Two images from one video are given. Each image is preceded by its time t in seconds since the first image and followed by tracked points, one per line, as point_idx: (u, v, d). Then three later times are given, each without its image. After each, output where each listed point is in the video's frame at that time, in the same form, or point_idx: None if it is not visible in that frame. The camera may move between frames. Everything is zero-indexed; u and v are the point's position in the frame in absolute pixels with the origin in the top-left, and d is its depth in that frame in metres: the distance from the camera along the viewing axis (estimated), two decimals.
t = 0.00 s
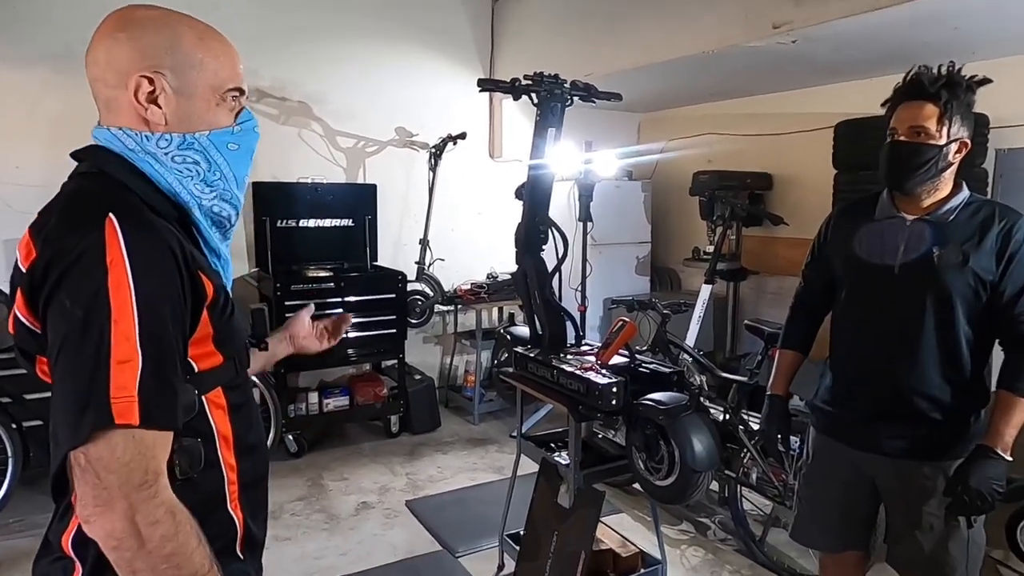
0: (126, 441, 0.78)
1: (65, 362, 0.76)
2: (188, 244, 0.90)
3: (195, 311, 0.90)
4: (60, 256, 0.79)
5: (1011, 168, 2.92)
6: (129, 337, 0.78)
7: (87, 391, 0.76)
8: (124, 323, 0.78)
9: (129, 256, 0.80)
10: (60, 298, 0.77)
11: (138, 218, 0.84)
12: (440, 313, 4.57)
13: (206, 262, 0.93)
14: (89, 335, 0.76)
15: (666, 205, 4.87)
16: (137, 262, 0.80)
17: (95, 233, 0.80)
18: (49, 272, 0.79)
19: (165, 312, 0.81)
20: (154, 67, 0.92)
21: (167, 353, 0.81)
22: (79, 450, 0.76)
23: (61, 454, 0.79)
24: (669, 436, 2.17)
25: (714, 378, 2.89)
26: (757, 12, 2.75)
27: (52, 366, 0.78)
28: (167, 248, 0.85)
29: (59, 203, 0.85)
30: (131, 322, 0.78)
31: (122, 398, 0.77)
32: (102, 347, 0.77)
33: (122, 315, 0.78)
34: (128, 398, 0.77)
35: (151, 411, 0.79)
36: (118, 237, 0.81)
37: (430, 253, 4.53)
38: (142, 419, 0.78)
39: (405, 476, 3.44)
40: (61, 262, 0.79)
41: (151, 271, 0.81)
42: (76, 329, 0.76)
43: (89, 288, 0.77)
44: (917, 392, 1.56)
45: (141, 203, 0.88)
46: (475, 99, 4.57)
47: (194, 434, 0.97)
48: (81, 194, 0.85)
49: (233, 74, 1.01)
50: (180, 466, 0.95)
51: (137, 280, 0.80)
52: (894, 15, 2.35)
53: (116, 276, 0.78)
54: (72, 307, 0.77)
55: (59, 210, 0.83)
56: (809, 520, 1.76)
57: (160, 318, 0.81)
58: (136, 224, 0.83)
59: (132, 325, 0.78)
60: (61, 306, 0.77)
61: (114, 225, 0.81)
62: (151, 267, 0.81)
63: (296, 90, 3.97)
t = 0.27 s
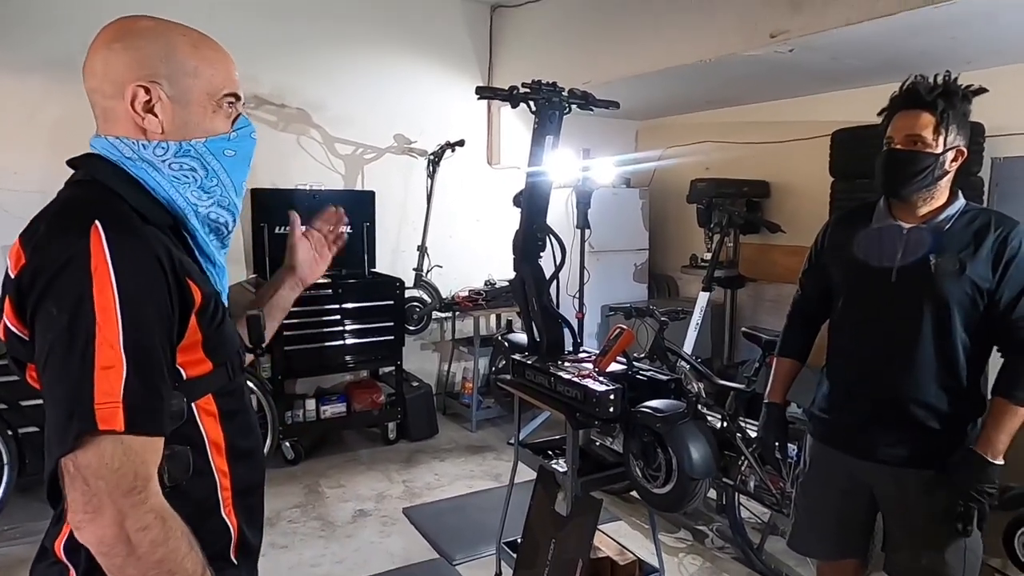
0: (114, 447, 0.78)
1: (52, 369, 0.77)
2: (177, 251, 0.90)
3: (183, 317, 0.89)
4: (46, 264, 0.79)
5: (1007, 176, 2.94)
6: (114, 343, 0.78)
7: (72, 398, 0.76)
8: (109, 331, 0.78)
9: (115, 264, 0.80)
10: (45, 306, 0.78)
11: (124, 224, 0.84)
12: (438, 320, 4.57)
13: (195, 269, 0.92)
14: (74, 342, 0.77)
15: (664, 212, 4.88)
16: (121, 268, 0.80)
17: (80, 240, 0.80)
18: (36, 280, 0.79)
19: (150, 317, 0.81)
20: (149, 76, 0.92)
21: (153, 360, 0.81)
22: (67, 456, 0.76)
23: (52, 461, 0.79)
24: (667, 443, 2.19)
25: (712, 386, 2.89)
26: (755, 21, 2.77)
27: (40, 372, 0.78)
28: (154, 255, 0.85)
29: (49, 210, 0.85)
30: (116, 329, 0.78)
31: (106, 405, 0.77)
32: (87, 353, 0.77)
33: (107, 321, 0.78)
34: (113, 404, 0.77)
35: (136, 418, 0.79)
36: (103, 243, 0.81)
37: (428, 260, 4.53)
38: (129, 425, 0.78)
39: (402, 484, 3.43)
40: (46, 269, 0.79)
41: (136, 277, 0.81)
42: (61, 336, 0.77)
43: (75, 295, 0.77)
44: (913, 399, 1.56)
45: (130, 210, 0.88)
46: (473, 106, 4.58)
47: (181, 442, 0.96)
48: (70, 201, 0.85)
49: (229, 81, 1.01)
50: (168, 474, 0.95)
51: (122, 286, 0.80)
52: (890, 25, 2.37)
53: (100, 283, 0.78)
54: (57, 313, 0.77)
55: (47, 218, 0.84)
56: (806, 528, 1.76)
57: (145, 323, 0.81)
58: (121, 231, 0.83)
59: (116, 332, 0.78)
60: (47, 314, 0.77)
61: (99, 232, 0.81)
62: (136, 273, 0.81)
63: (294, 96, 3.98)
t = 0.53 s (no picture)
0: (103, 467, 0.78)
1: (51, 386, 0.78)
2: (184, 267, 0.90)
3: (185, 334, 0.90)
4: (52, 279, 0.80)
5: (1008, 183, 2.94)
6: (114, 363, 0.79)
7: (68, 418, 0.77)
8: (108, 351, 0.78)
9: (118, 283, 0.80)
10: (49, 322, 0.79)
11: (131, 241, 0.85)
12: (440, 326, 4.57)
13: (202, 285, 0.92)
14: (74, 359, 0.77)
15: (666, 219, 4.89)
16: (125, 287, 0.81)
17: (86, 256, 0.81)
18: (42, 295, 0.80)
19: (150, 338, 0.82)
20: (166, 86, 0.94)
21: (152, 380, 0.82)
22: (59, 472, 0.77)
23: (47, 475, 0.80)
24: (669, 451, 2.20)
25: (714, 393, 2.88)
26: (755, 29, 2.78)
27: (41, 387, 0.79)
28: (158, 273, 0.85)
29: (58, 223, 0.86)
30: (115, 350, 0.79)
31: (101, 427, 0.77)
32: (86, 372, 0.78)
33: (107, 341, 0.78)
34: (108, 424, 0.78)
35: (131, 439, 0.79)
36: (108, 261, 0.81)
37: (430, 266, 4.54)
38: (122, 446, 0.79)
39: (404, 491, 3.43)
40: (52, 285, 0.79)
41: (139, 296, 0.82)
42: (62, 353, 0.77)
43: (77, 311, 0.78)
44: (912, 408, 1.56)
45: (140, 225, 0.89)
46: (475, 113, 4.60)
47: (181, 456, 0.96)
48: (78, 215, 0.86)
49: (243, 90, 1.03)
50: (165, 485, 0.95)
51: (125, 305, 0.80)
52: (889, 32, 2.38)
53: (103, 302, 0.79)
54: (59, 331, 0.78)
55: (57, 230, 0.84)
56: (807, 536, 1.76)
57: (145, 343, 0.81)
58: (128, 248, 0.83)
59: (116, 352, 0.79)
60: (50, 330, 0.78)
61: (106, 249, 0.82)
62: (139, 292, 0.82)
63: (297, 104, 4.00)
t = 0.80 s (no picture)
0: (140, 481, 0.80)
1: (95, 400, 0.80)
2: (225, 284, 0.92)
3: (225, 351, 0.92)
4: (99, 294, 0.82)
5: None
6: (156, 379, 0.81)
7: (108, 432, 0.79)
8: (150, 368, 0.81)
9: (163, 300, 0.83)
10: (94, 337, 0.81)
11: (175, 258, 0.87)
12: (464, 334, 4.59)
13: (241, 302, 0.95)
14: (117, 374, 0.80)
15: (690, 225, 4.85)
16: (169, 305, 0.83)
17: (133, 273, 0.83)
18: (89, 308, 0.82)
19: (191, 356, 0.84)
20: (216, 107, 0.96)
21: (190, 396, 0.84)
22: (96, 484, 0.79)
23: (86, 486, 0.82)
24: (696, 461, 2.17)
25: (740, 401, 2.85)
26: (779, 35, 2.77)
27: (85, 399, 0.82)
28: (200, 291, 0.87)
29: (106, 237, 0.89)
30: (157, 367, 0.81)
31: (140, 442, 0.79)
32: (128, 388, 0.80)
33: (150, 357, 0.81)
34: (147, 439, 0.80)
35: (168, 454, 0.81)
36: (153, 278, 0.84)
37: (453, 274, 4.56)
38: (158, 460, 0.81)
39: (429, 499, 3.44)
40: (100, 300, 0.82)
41: (182, 314, 0.84)
42: (107, 368, 0.80)
43: (122, 327, 0.80)
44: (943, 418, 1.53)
45: (183, 240, 0.91)
46: (498, 122, 4.63)
47: (218, 467, 0.98)
48: (124, 230, 0.89)
49: (291, 115, 1.05)
50: (201, 496, 0.97)
51: (168, 322, 0.82)
52: (918, 35, 2.35)
53: (147, 319, 0.81)
54: (104, 346, 0.80)
55: (105, 245, 0.87)
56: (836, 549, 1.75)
57: (186, 361, 0.83)
58: (172, 265, 0.86)
59: (158, 368, 0.81)
60: (95, 344, 0.81)
61: (151, 267, 0.84)
62: (182, 310, 0.84)
63: (323, 115, 4.06)
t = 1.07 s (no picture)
0: (190, 477, 0.82)
1: (141, 400, 0.82)
2: (260, 285, 0.94)
3: (262, 350, 0.94)
4: (142, 297, 0.84)
5: None
6: (200, 378, 0.83)
7: (156, 431, 0.81)
8: (193, 367, 0.82)
9: (203, 301, 0.84)
10: (139, 339, 0.83)
11: (213, 259, 0.89)
12: (490, 334, 4.60)
13: (276, 303, 0.97)
14: (162, 375, 0.81)
15: (717, 223, 4.80)
16: (208, 305, 0.85)
17: (173, 275, 0.85)
18: (132, 312, 0.84)
19: (231, 355, 0.85)
20: (250, 111, 0.98)
21: (232, 394, 0.85)
22: (148, 482, 0.81)
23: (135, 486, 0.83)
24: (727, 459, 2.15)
25: (771, 400, 2.81)
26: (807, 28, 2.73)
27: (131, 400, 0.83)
28: (238, 291, 0.89)
29: (145, 242, 0.91)
30: (200, 366, 0.82)
31: (188, 439, 0.81)
32: (173, 387, 0.81)
33: (193, 357, 0.82)
34: (193, 437, 0.81)
35: (214, 451, 0.83)
36: (193, 280, 0.85)
37: (479, 275, 4.58)
38: (206, 458, 0.82)
39: (457, 498, 3.46)
40: (142, 303, 0.84)
41: (221, 314, 0.85)
42: (152, 368, 0.81)
43: (165, 328, 0.82)
44: (980, 416, 1.50)
45: (219, 243, 0.93)
46: (522, 122, 4.63)
47: (257, 466, 1.01)
48: (162, 234, 0.91)
49: (322, 121, 1.06)
50: (242, 494, 0.99)
51: (209, 323, 0.84)
52: (952, 25, 2.30)
53: (189, 319, 0.83)
54: (148, 348, 0.82)
55: (144, 249, 0.89)
56: (870, 549, 1.71)
57: (227, 360, 0.85)
58: (210, 267, 0.88)
59: (201, 367, 0.83)
60: (140, 346, 0.83)
61: (190, 269, 0.86)
62: (221, 310, 0.85)
63: (349, 118, 4.10)
